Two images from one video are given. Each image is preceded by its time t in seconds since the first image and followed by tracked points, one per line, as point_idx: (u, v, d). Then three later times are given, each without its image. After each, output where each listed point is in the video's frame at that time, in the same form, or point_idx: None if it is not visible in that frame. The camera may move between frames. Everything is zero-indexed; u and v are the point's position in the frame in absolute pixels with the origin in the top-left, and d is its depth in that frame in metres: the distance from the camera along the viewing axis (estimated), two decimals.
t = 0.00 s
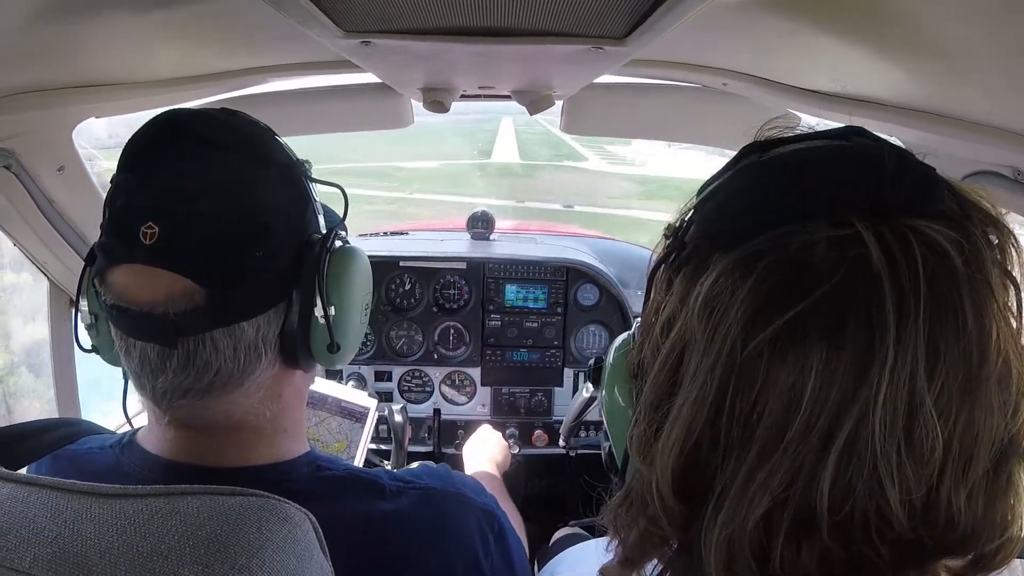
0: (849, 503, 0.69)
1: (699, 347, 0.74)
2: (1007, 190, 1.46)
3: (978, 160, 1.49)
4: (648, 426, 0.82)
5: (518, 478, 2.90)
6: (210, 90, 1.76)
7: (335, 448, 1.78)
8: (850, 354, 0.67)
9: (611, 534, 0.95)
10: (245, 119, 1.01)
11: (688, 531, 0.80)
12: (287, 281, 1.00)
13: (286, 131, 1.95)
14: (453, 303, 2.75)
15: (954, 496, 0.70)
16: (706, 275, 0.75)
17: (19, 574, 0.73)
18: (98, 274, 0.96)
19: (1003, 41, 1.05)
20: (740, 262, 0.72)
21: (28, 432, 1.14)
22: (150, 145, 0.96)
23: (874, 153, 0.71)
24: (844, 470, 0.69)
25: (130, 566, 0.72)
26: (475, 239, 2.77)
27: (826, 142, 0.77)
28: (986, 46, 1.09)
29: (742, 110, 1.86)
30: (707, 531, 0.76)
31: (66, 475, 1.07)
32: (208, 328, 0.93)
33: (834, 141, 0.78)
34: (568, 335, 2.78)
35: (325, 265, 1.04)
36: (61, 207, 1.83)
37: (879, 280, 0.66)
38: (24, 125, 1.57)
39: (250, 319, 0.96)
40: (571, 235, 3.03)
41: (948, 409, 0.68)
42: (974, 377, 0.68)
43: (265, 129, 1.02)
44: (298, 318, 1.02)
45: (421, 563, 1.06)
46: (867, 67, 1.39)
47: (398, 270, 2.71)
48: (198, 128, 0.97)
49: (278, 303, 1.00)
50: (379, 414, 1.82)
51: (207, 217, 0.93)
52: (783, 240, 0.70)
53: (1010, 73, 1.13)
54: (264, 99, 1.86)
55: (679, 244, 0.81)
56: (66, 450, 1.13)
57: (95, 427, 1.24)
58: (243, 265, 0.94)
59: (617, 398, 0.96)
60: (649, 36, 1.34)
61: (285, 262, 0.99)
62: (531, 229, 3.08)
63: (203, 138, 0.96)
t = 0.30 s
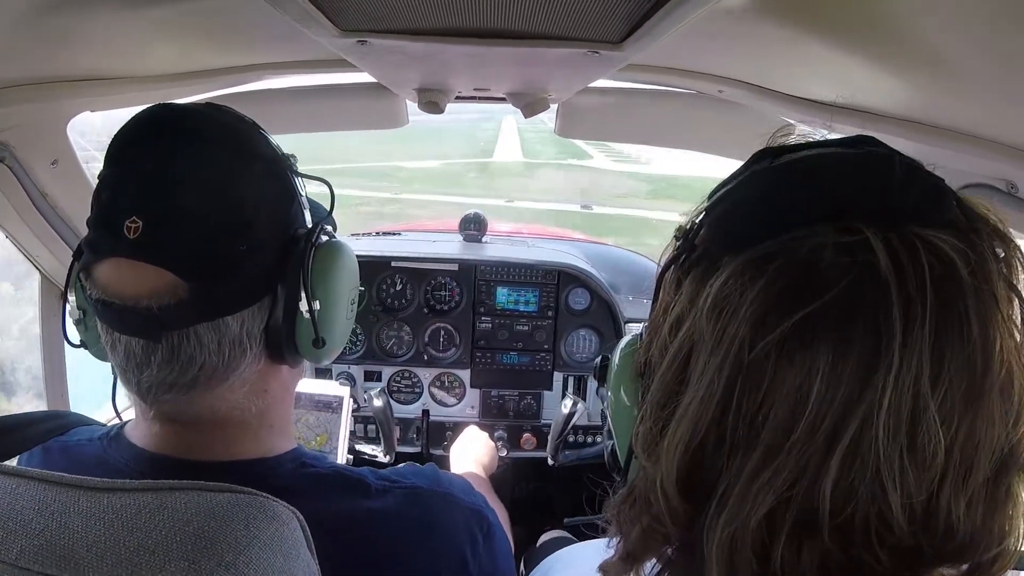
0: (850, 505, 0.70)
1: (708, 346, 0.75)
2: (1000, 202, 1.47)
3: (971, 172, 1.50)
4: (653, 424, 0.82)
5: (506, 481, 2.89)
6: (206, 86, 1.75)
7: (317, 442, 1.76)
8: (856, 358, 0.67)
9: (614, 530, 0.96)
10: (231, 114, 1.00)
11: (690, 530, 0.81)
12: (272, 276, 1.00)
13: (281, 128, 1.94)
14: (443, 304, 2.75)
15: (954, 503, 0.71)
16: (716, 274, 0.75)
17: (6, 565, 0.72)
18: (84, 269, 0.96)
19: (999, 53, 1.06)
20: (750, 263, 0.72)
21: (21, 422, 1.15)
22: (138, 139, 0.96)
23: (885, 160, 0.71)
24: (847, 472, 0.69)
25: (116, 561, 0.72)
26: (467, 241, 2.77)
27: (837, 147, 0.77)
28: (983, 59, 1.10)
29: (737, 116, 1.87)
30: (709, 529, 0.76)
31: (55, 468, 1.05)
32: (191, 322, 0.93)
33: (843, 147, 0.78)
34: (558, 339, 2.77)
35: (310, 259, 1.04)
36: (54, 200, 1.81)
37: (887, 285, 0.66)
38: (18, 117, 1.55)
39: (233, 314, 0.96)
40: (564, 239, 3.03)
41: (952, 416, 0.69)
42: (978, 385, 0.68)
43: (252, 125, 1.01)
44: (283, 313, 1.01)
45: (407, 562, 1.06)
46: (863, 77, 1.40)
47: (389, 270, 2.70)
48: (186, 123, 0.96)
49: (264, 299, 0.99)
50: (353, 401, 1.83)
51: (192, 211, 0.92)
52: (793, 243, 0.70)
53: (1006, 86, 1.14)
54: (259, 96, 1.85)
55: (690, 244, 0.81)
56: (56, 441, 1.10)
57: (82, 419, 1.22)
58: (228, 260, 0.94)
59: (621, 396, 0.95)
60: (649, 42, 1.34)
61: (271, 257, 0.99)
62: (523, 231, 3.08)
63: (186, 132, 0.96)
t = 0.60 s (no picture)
0: (853, 456, 0.69)
1: (701, 316, 0.75)
2: (999, 187, 1.47)
3: (970, 157, 1.49)
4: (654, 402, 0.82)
5: (512, 478, 2.90)
6: (203, 91, 1.76)
7: (324, 444, 1.77)
8: (847, 312, 0.67)
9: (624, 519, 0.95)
10: (228, 121, 1.01)
11: (698, 503, 0.80)
12: (269, 281, 1.00)
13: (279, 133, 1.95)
14: (446, 303, 2.75)
15: (957, 450, 0.70)
16: (706, 249, 0.76)
17: None
18: (83, 275, 0.96)
19: (993, 39, 1.05)
20: (740, 234, 0.73)
21: (23, 436, 1.15)
22: (136, 146, 0.96)
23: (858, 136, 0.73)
24: (846, 425, 0.68)
25: (126, 568, 0.72)
26: (468, 239, 2.77)
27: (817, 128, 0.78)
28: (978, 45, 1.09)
29: (734, 108, 1.87)
30: (718, 497, 0.75)
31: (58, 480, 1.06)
32: (188, 326, 0.93)
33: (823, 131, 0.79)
34: (562, 335, 2.78)
35: (307, 264, 1.04)
36: (54, 209, 1.82)
37: (869, 238, 0.67)
38: (16, 127, 1.56)
39: (230, 318, 0.96)
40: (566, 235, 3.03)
41: (945, 361, 0.68)
42: (968, 329, 0.68)
43: (249, 132, 1.02)
44: (279, 320, 1.02)
45: (410, 560, 1.06)
46: (860, 66, 1.39)
47: (391, 271, 2.70)
48: (184, 129, 0.97)
49: (260, 303, 1.00)
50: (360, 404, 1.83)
51: (189, 217, 0.93)
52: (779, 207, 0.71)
53: (1001, 71, 1.14)
54: (257, 101, 1.86)
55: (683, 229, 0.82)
56: (58, 453, 1.10)
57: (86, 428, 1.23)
58: (224, 265, 0.94)
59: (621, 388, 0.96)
60: (643, 36, 1.34)
61: (267, 262, 0.99)
62: (525, 229, 3.08)
63: (185, 138, 0.96)
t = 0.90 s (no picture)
0: (882, 474, 0.67)
1: (716, 332, 0.72)
2: (1005, 182, 1.45)
3: (975, 151, 1.48)
4: (664, 420, 0.79)
5: (518, 473, 2.90)
6: (206, 88, 1.76)
7: (330, 442, 1.77)
8: (875, 327, 0.65)
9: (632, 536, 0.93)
10: (228, 118, 1.01)
11: (717, 526, 0.77)
12: (269, 278, 1.01)
13: (283, 130, 1.95)
14: (451, 298, 2.75)
15: (976, 456, 0.69)
16: (718, 262, 0.73)
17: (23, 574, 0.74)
18: (84, 273, 0.97)
19: (996, 33, 1.04)
20: (754, 246, 0.70)
21: (26, 437, 1.16)
22: (135, 145, 0.97)
23: (861, 138, 0.72)
24: (876, 442, 0.66)
25: (133, 566, 0.73)
26: (473, 235, 2.77)
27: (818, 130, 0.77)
28: (982, 39, 1.08)
29: (737, 102, 1.86)
30: (743, 521, 0.72)
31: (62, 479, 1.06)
32: (188, 323, 0.94)
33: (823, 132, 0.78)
34: (567, 331, 2.78)
35: (306, 260, 1.04)
36: (58, 207, 1.83)
37: (892, 249, 0.64)
38: (22, 124, 1.57)
39: (230, 314, 0.97)
40: (570, 230, 3.03)
41: (965, 370, 0.67)
42: (989, 337, 0.67)
43: (249, 128, 1.02)
44: (280, 314, 1.02)
45: (413, 557, 1.07)
46: (864, 60, 1.38)
47: (396, 267, 2.71)
48: (183, 127, 0.97)
49: (260, 300, 1.00)
50: (367, 402, 1.83)
51: (189, 215, 0.93)
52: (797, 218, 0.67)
53: (1005, 65, 1.12)
54: (260, 98, 1.86)
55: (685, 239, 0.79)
56: (61, 452, 1.10)
57: (88, 428, 1.24)
58: (224, 263, 0.94)
59: (621, 400, 0.89)
60: (645, 31, 1.33)
61: (266, 259, 0.99)
62: (529, 224, 3.08)
63: (185, 137, 0.96)
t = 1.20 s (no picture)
0: (935, 491, 0.68)
1: (768, 346, 0.72)
2: (1010, 181, 1.45)
3: (980, 151, 1.48)
4: (704, 432, 0.79)
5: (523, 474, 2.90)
6: (211, 90, 1.76)
7: (337, 444, 1.77)
8: (937, 344, 0.66)
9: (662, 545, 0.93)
10: (238, 119, 1.01)
11: (759, 543, 0.77)
12: (279, 281, 1.00)
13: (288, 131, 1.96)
14: (456, 300, 2.76)
15: (1016, 469, 0.71)
16: (768, 272, 0.72)
17: None
18: (93, 276, 0.97)
19: (1003, 33, 1.04)
20: (810, 256, 0.69)
21: (34, 438, 1.16)
22: (146, 147, 0.97)
23: (915, 142, 0.69)
24: (932, 461, 0.67)
25: (139, 567, 0.73)
26: (478, 236, 2.77)
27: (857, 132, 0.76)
28: (988, 39, 1.08)
29: (742, 102, 1.86)
30: (791, 539, 0.73)
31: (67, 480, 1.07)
32: (198, 327, 0.94)
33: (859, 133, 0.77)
34: (572, 332, 2.78)
35: (317, 264, 1.04)
36: (63, 209, 1.83)
37: (952, 266, 0.65)
38: (26, 126, 1.57)
39: (240, 318, 0.97)
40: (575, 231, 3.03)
41: (1011, 386, 0.69)
42: None
43: (258, 129, 1.02)
44: (291, 319, 1.02)
45: (422, 558, 1.07)
46: (868, 60, 1.38)
47: (401, 268, 2.71)
48: (193, 129, 0.97)
49: (270, 304, 1.00)
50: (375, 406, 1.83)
51: (199, 217, 0.93)
52: (854, 230, 0.67)
53: (1011, 64, 1.12)
54: (264, 99, 1.86)
55: (722, 245, 0.77)
56: (68, 453, 1.11)
57: (96, 429, 1.23)
58: (235, 266, 0.95)
59: (642, 404, 0.86)
60: (650, 32, 1.33)
61: (277, 262, 0.99)
62: (534, 225, 3.08)
63: (196, 139, 0.96)
